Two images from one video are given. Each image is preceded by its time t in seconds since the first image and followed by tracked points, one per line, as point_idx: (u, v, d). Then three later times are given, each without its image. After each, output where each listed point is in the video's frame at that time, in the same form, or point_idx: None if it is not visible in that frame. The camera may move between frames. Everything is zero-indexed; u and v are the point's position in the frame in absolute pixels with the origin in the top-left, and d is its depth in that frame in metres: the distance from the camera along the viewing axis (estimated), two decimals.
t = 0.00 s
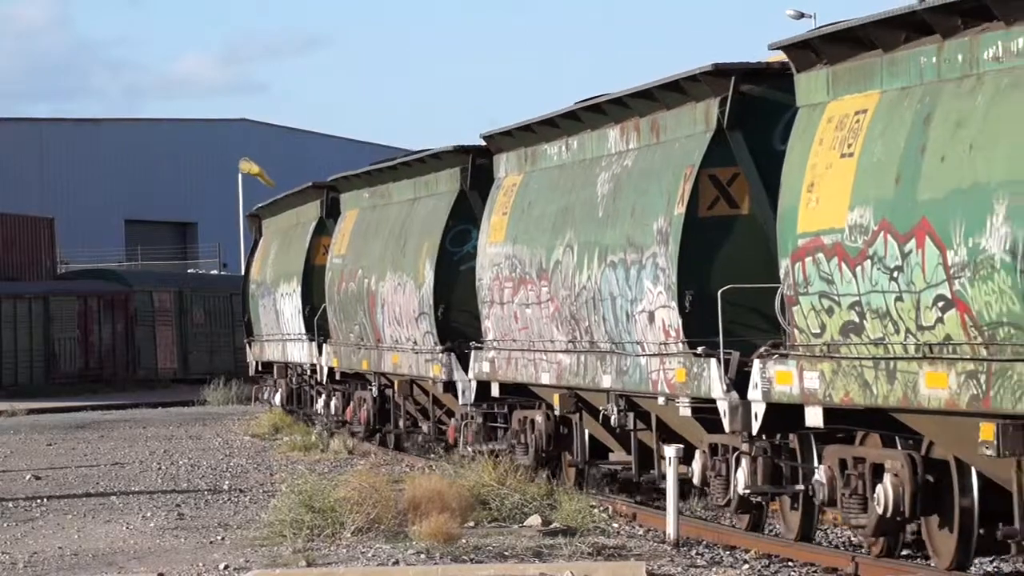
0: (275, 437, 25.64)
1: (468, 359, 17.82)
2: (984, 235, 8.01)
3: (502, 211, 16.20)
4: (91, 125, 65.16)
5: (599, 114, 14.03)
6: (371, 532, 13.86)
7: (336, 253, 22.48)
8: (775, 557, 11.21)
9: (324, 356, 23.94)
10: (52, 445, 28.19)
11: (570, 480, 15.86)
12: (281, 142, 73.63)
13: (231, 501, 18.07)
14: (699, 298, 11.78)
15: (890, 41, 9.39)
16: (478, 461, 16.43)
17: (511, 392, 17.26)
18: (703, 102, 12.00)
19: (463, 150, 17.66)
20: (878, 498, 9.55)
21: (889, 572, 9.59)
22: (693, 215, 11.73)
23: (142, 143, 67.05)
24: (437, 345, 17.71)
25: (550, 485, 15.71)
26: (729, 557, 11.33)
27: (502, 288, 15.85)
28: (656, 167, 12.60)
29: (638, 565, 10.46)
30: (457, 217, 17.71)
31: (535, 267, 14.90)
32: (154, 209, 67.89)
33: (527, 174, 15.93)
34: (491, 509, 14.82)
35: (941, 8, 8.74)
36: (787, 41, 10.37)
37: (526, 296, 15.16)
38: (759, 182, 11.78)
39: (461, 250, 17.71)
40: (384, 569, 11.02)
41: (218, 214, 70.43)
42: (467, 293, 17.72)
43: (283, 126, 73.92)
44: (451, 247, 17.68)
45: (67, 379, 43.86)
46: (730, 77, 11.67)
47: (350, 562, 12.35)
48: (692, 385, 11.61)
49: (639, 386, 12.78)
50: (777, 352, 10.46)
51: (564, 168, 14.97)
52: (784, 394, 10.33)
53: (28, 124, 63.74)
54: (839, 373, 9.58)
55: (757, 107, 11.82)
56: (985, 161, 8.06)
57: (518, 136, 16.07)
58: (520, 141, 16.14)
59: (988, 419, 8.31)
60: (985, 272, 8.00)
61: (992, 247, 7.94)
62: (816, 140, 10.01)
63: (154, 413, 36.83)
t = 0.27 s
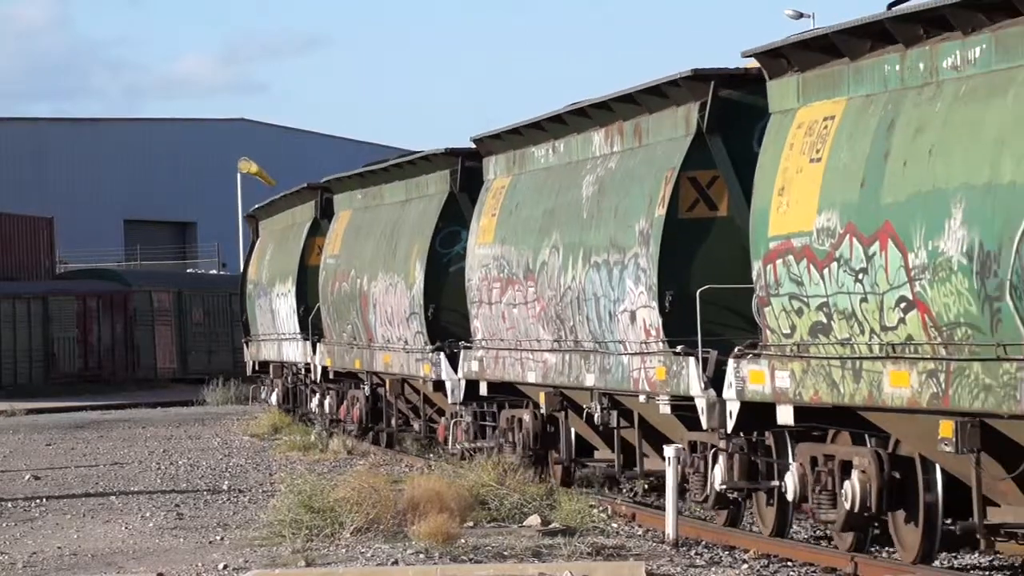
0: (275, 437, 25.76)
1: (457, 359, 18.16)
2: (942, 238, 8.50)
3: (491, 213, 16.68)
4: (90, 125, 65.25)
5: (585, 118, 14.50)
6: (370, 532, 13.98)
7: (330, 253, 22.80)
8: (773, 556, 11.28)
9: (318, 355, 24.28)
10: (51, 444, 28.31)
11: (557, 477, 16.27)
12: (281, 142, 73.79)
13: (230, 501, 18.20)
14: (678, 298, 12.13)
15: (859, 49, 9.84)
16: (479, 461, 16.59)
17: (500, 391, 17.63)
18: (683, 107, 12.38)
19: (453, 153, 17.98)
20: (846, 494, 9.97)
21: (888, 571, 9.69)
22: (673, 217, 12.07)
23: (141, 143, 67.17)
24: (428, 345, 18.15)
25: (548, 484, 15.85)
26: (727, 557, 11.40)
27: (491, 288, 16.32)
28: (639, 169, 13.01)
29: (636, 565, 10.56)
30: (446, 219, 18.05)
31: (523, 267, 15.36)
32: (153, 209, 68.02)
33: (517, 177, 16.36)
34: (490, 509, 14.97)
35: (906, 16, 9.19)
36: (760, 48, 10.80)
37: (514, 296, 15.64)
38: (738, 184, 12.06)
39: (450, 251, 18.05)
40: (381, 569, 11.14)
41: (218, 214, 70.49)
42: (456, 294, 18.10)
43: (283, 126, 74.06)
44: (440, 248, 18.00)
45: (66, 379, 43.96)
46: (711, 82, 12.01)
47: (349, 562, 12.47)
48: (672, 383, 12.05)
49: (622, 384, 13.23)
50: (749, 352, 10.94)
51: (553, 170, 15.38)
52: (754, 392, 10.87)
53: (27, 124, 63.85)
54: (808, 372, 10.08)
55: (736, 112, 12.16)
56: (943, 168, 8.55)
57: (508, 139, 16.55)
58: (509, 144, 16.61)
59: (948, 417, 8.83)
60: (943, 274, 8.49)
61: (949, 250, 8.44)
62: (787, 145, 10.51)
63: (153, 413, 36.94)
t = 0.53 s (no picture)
0: (275, 437, 25.79)
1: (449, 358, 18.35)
2: (909, 241, 8.88)
3: (480, 215, 16.98)
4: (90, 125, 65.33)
5: (572, 121, 14.79)
6: (370, 532, 14.06)
7: (325, 254, 23.14)
8: (773, 557, 11.37)
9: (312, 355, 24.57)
10: (50, 444, 28.39)
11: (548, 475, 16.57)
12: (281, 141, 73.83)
13: (229, 501, 18.29)
14: (662, 298, 12.47)
15: (832, 55, 10.26)
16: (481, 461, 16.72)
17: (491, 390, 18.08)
18: (666, 111, 12.74)
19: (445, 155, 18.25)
20: (821, 491, 10.37)
21: (888, 571, 9.79)
22: (657, 218, 12.44)
23: (141, 143, 67.27)
24: (419, 345, 18.39)
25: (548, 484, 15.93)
26: (727, 557, 11.49)
27: (480, 289, 16.57)
28: (623, 171, 13.36)
29: (636, 565, 10.65)
30: (438, 221, 18.35)
31: (512, 268, 15.63)
32: (153, 209, 68.12)
33: (507, 179, 16.67)
34: (490, 509, 15.08)
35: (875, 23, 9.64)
36: (738, 55, 11.22)
37: (502, 297, 15.90)
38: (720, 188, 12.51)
39: (442, 253, 18.34)
40: (381, 569, 11.22)
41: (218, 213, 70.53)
42: (448, 295, 18.39)
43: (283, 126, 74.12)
44: (432, 250, 18.31)
45: (66, 379, 44.04)
46: (692, 87, 12.41)
47: (349, 562, 12.55)
48: (656, 382, 12.30)
49: (608, 384, 13.45)
50: (728, 353, 11.29)
51: (541, 172, 15.71)
52: (734, 391, 11.16)
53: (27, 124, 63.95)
54: (783, 371, 10.49)
55: (719, 116, 12.60)
56: (910, 172, 8.97)
57: (496, 142, 16.81)
58: (498, 147, 16.88)
59: (914, 415, 9.23)
60: (910, 275, 8.87)
61: (915, 252, 8.82)
62: (764, 150, 10.99)
63: (152, 413, 36.99)
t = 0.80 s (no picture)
0: (275, 437, 25.88)
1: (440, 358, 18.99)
2: (874, 244, 9.36)
3: (469, 218, 17.76)
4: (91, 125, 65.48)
5: (557, 126, 15.56)
6: (371, 532, 14.16)
7: (320, 255, 23.94)
8: (774, 556, 11.45)
9: (309, 354, 25.08)
10: (51, 444, 28.50)
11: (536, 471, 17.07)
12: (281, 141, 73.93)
13: (230, 501, 18.41)
14: (643, 299, 12.95)
15: (804, 63, 10.78)
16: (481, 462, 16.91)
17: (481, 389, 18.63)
18: (647, 116, 13.34)
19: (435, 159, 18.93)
20: (795, 487, 10.87)
21: (887, 571, 9.85)
22: (639, 220, 12.91)
23: (142, 143, 67.43)
24: (411, 345, 19.09)
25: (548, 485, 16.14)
26: (728, 557, 11.57)
27: (470, 290, 17.28)
28: (607, 175, 13.96)
29: (637, 566, 10.72)
30: (428, 223, 19.00)
31: (500, 269, 16.30)
32: (154, 209, 68.24)
33: (496, 183, 17.36)
34: (491, 509, 15.23)
35: (844, 32, 10.13)
36: (717, 63, 11.73)
37: (491, 298, 16.59)
38: (699, 191, 13.05)
39: (433, 254, 19.04)
40: (382, 568, 11.33)
41: (218, 212, 70.60)
42: (439, 294, 19.02)
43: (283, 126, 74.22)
44: (424, 251, 19.00)
45: (66, 379, 44.15)
46: (672, 92, 12.99)
47: (350, 562, 12.66)
48: (637, 380, 12.96)
49: (592, 381, 14.14)
50: (706, 353, 11.86)
51: (529, 176, 16.39)
52: (709, 389, 11.80)
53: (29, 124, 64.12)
54: (758, 370, 11.00)
55: (699, 121, 13.11)
56: (875, 177, 9.46)
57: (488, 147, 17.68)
58: (490, 152, 17.76)
59: (882, 413, 9.68)
60: (875, 277, 9.35)
61: (879, 255, 9.29)
62: (738, 155, 11.48)
63: (152, 413, 37.10)
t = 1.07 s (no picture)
0: (274, 437, 25.99)
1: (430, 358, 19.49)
2: (841, 246, 9.78)
3: (459, 220, 18.21)
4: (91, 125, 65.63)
5: (542, 131, 16.06)
6: (370, 532, 14.28)
7: (315, 256, 24.46)
8: (772, 557, 11.51)
9: (304, 354, 25.55)
10: (50, 445, 28.59)
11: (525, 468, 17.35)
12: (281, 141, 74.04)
13: (230, 501, 18.52)
14: (625, 299, 13.39)
15: (777, 70, 11.23)
16: (480, 462, 17.10)
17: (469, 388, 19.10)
18: (630, 120, 13.81)
19: (427, 161, 19.50)
20: (768, 483, 11.25)
21: (887, 572, 9.92)
22: (621, 222, 13.37)
23: (142, 143, 67.57)
24: (403, 345, 19.51)
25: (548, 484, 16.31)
26: (727, 557, 11.65)
27: (459, 291, 17.78)
28: (591, 179, 14.45)
29: (637, 566, 10.85)
30: (420, 224, 19.51)
31: (488, 270, 16.75)
32: (154, 209, 68.35)
33: (485, 186, 17.85)
34: (491, 509, 15.37)
35: (814, 41, 10.57)
36: (696, 70, 12.17)
37: (479, 298, 17.10)
38: (681, 194, 13.49)
39: (425, 255, 19.51)
40: (382, 569, 11.40)
41: (218, 212, 70.70)
42: (429, 295, 19.49)
43: (282, 126, 74.32)
44: (416, 252, 19.46)
45: (66, 379, 44.26)
46: (653, 97, 13.45)
47: (350, 562, 12.76)
48: (620, 379, 13.37)
49: (576, 380, 14.54)
50: (684, 353, 12.28)
51: (516, 179, 16.90)
52: (686, 387, 12.22)
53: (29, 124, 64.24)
54: (732, 369, 11.40)
55: (681, 126, 13.65)
56: (843, 182, 9.89)
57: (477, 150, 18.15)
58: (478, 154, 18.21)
59: (850, 410, 10.08)
60: (842, 278, 9.77)
61: (846, 257, 9.71)
62: (715, 159, 11.93)
63: (153, 413, 37.20)
